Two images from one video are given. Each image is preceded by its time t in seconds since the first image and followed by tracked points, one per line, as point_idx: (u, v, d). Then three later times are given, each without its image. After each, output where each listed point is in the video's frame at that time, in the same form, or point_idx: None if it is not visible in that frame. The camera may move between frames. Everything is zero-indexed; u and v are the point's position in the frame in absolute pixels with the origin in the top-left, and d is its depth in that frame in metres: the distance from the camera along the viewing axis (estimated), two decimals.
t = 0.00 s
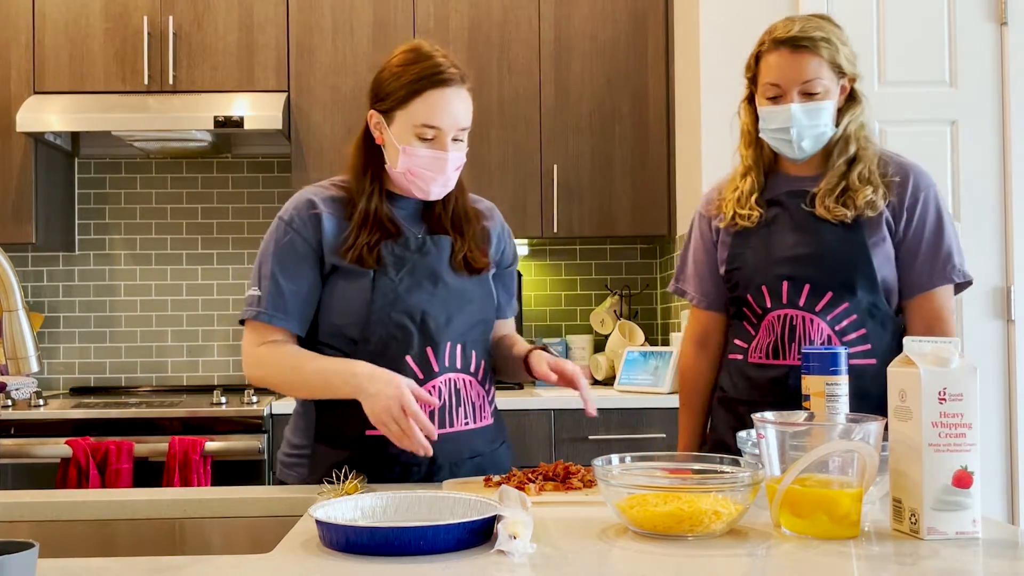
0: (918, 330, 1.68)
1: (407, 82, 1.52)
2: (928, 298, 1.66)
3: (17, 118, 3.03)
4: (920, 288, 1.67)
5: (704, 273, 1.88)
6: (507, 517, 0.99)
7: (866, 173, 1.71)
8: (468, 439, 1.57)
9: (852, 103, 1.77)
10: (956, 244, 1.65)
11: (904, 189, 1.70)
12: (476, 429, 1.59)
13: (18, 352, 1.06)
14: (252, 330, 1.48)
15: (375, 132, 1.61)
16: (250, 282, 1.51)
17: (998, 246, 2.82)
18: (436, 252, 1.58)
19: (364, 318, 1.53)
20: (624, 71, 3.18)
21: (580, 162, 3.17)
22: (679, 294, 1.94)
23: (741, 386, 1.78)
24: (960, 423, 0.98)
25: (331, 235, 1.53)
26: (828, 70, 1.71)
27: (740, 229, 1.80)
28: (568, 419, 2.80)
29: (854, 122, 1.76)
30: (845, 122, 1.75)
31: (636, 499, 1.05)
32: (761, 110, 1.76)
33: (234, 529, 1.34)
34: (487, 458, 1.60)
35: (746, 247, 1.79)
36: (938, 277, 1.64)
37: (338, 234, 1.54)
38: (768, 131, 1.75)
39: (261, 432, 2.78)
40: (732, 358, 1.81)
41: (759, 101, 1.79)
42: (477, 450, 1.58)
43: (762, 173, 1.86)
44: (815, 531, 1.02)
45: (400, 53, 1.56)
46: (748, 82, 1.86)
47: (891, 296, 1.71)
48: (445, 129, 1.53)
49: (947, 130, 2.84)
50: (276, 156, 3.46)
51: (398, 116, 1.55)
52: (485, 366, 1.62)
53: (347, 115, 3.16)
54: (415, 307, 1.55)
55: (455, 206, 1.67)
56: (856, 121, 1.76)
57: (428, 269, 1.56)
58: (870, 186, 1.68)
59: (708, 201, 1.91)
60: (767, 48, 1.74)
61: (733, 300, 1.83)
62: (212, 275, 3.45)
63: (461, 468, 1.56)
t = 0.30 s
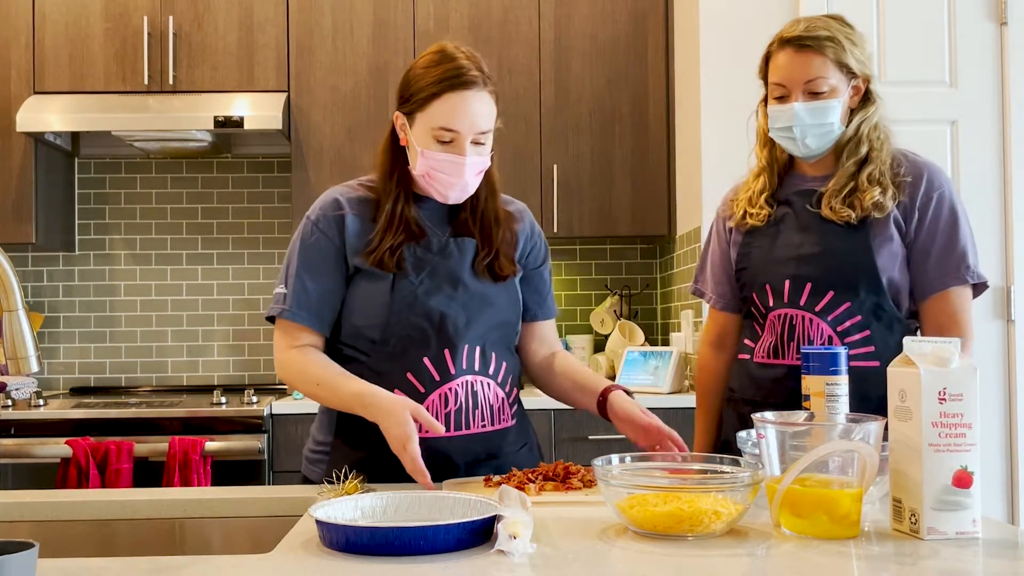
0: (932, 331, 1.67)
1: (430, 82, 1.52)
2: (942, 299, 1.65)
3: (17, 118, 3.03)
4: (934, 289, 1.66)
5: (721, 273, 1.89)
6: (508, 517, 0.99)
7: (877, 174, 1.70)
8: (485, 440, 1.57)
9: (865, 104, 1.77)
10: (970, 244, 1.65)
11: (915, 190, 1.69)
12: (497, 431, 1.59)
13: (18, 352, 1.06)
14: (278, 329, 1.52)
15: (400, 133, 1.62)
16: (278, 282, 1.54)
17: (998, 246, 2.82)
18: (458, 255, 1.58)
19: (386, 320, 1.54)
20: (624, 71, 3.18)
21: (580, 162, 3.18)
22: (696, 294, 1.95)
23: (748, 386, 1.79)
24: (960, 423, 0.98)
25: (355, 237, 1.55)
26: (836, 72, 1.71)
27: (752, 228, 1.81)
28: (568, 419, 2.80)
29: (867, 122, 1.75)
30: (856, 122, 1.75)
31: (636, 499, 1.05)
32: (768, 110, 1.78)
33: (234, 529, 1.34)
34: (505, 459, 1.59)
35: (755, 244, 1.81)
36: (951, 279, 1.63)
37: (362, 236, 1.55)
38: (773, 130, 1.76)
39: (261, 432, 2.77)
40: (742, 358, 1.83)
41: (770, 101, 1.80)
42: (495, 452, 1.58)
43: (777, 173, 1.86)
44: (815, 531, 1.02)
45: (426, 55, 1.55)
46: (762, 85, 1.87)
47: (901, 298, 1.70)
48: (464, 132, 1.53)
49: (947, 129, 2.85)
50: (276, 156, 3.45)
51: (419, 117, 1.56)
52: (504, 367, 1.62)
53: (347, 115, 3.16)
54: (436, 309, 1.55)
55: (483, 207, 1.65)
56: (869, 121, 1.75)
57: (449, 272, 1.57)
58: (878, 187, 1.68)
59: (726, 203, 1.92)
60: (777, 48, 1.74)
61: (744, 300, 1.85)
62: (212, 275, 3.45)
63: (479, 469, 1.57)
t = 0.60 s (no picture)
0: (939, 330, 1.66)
1: (443, 82, 1.51)
2: (947, 298, 1.64)
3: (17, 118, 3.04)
4: (939, 289, 1.65)
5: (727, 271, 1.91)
6: (507, 517, 0.99)
7: (877, 176, 1.69)
8: (488, 439, 1.57)
9: (868, 104, 1.76)
10: (973, 241, 1.64)
11: (915, 193, 1.68)
12: (499, 430, 1.58)
13: (18, 352, 1.06)
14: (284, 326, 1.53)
15: (411, 132, 1.62)
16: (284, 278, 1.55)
17: (997, 246, 2.82)
18: (462, 254, 1.59)
19: (388, 318, 1.54)
20: (624, 71, 3.18)
21: (580, 162, 3.17)
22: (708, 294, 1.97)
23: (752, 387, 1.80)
24: (960, 423, 0.98)
25: (361, 235, 1.56)
26: (834, 72, 1.71)
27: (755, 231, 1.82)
28: (568, 419, 2.80)
29: (868, 122, 1.75)
30: (857, 122, 1.75)
31: (636, 499, 1.05)
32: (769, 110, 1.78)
33: (234, 529, 1.34)
34: (509, 458, 1.59)
35: (758, 248, 1.81)
36: (957, 277, 1.62)
37: (368, 235, 1.56)
38: (773, 130, 1.76)
39: (262, 432, 2.77)
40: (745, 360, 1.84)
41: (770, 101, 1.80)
42: (499, 451, 1.58)
43: (781, 174, 1.86)
44: (815, 531, 1.02)
45: (437, 56, 1.56)
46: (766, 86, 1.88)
47: (905, 300, 1.69)
48: (473, 133, 1.52)
49: (947, 129, 2.85)
50: (276, 156, 3.45)
51: (430, 118, 1.55)
52: (506, 365, 1.61)
53: (346, 115, 3.16)
54: (439, 308, 1.56)
55: (490, 208, 1.65)
56: (870, 121, 1.75)
57: (452, 271, 1.57)
58: (875, 190, 1.67)
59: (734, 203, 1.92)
60: (777, 48, 1.75)
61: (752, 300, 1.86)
62: (212, 275, 3.45)
63: (481, 468, 1.57)
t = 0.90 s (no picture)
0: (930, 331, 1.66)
1: (442, 81, 1.52)
2: (939, 299, 1.64)
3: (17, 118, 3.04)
4: (931, 291, 1.65)
5: (720, 273, 1.91)
6: (507, 517, 0.99)
7: (871, 179, 1.69)
8: (489, 438, 1.57)
9: (864, 106, 1.77)
10: (965, 242, 1.64)
11: (909, 195, 1.68)
12: (500, 429, 1.58)
13: (18, 352, 1.06)
14: (284, 324, 1.53)
15: (411, 132, 1.62)
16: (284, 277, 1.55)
17: (998, 246, 2.82)
18: (463, 253, 1.59)
19: (388, 317, 1.54)
20: (624, 71, 3.18)
21: (580, 163, 3.17)
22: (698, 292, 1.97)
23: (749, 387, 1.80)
24: (960, 423, 0.98)
25: (362, 234, 1.56)
26: (828, 74, 1.71)
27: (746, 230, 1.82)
28: (568, 419, 2.80)
29: (862, 124, 1.75)
30: (852, 123, 1.74)
31: (636, 499, 1.05)
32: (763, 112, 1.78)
33: (234, 529, 1.34)
34: (510, 457, 1.59)
35: (752, 251, 1.81)
36: (949, 279, 1.62)
37: (369, 233, 1.57)
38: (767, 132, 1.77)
39: (262, 432, 2.77)
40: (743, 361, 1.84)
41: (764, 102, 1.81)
42: (499, 450, 1.58)
43: (774, 174, 1.86)
44: (815, 531, 1.02)
45: (437, 56, 1.56)
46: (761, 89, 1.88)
47: (899, 301, 1.69)
48: (472, 131, 1.52)
49: (947, 130, 2.84)
50: (276, 156, 3.45)
51: (429, 117, 1.56)
52: (506, 364, 1.61)
53: (346, 115, 3.16)
54: (439, 306, 1.56)
55: (490, 207, 1.65)
56: (865, 123, 1.75)
57: (452, 270, 1.57)
58: (870, 195, 1.67)
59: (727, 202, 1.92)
60: (772, 51, 1.75)
61: (746, 303, 1.86)
62: (212, 275, 3.45)
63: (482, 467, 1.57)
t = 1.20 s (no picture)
0: (916, 330, 1.66)
1: (432, 68, 1.55)
2: (926, 297, 1.65)
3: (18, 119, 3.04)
4: (920, 289, 1.66)
5: (706, 270, 1.89)
6: (507, 517, 1.00)
7: (871, 181, 1.70)
8: (487, 438, 1.56)
9: (861, 108, 1.78)
10: (956, 244, 1.66)
11: (907, 193, 1.70)
12: (498, 428, 1.57)
13: (18, 352, 1.06)
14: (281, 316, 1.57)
15: (405, 127, 1.65)
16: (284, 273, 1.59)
17: (998, 247, 2.82)
18: (459, 250, 1.60)
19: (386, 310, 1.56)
20: (624, 71, 3.18)
21: (580, 162, 3.18)
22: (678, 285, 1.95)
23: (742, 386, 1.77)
24: (960, 423, 0.98)
25: (358, 228, 1.58)
26: (825, 77, 1.72)
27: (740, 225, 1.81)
28: (568, 419, 2.80)
29: (861, 127, 1.76)
30: (850, 125, 1.76)
31: (636, 499, 1.05)
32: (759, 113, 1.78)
33: (234, 529, 1.34)
34: (509, 457, 1.58)
35: (745, 246, 1.80)
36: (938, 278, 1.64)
37: (365, 226, 1.58)
38: (763, 133, 1.76)
39: (261, 432, 2.77)
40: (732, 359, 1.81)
41: (761, 104, 1.81)
42: (497, 450, 1.57)
43: (768, 172, 1.85)
44: (816, 531, 1.02)
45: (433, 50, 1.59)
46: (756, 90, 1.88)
47: (891, 300, 1.71)
48: (460, 115, 1.55)
49: (947, 130, 2.84)
50: (276, 156, 3.45)
51: (420, 105, 1.58)
52: (506, 366, 1.61)
53: (347, 115, 3.16)
54: (435, 303, 1.57)
55: (489, 204, 1.66)
56: (863, 126, 1.76)
57: (448, 267, 1.58)
58: (873, 196, 1.68)
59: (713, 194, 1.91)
60: (769, 53, 1.75)
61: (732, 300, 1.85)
62: (212, 275, 3.45)
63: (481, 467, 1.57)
